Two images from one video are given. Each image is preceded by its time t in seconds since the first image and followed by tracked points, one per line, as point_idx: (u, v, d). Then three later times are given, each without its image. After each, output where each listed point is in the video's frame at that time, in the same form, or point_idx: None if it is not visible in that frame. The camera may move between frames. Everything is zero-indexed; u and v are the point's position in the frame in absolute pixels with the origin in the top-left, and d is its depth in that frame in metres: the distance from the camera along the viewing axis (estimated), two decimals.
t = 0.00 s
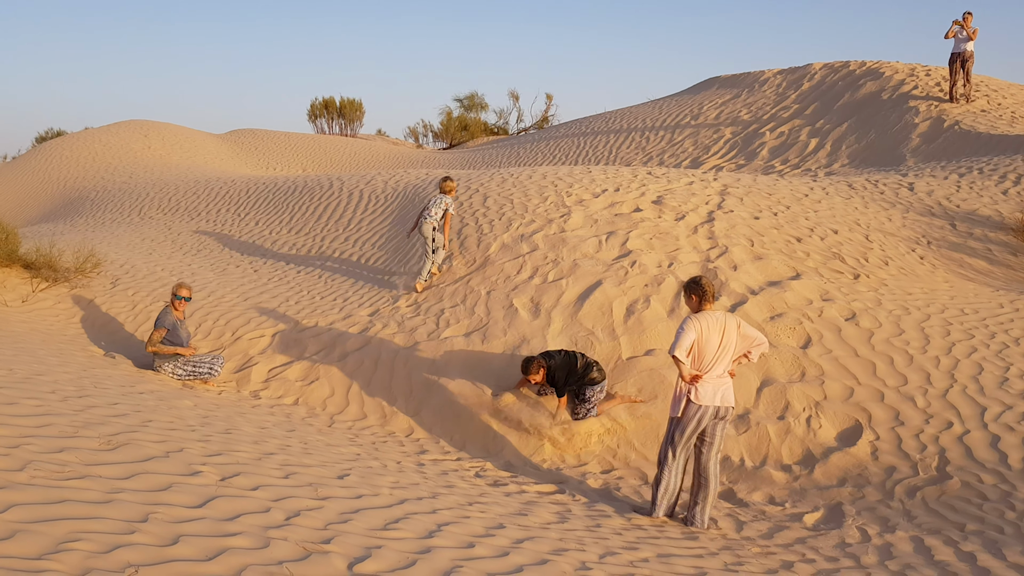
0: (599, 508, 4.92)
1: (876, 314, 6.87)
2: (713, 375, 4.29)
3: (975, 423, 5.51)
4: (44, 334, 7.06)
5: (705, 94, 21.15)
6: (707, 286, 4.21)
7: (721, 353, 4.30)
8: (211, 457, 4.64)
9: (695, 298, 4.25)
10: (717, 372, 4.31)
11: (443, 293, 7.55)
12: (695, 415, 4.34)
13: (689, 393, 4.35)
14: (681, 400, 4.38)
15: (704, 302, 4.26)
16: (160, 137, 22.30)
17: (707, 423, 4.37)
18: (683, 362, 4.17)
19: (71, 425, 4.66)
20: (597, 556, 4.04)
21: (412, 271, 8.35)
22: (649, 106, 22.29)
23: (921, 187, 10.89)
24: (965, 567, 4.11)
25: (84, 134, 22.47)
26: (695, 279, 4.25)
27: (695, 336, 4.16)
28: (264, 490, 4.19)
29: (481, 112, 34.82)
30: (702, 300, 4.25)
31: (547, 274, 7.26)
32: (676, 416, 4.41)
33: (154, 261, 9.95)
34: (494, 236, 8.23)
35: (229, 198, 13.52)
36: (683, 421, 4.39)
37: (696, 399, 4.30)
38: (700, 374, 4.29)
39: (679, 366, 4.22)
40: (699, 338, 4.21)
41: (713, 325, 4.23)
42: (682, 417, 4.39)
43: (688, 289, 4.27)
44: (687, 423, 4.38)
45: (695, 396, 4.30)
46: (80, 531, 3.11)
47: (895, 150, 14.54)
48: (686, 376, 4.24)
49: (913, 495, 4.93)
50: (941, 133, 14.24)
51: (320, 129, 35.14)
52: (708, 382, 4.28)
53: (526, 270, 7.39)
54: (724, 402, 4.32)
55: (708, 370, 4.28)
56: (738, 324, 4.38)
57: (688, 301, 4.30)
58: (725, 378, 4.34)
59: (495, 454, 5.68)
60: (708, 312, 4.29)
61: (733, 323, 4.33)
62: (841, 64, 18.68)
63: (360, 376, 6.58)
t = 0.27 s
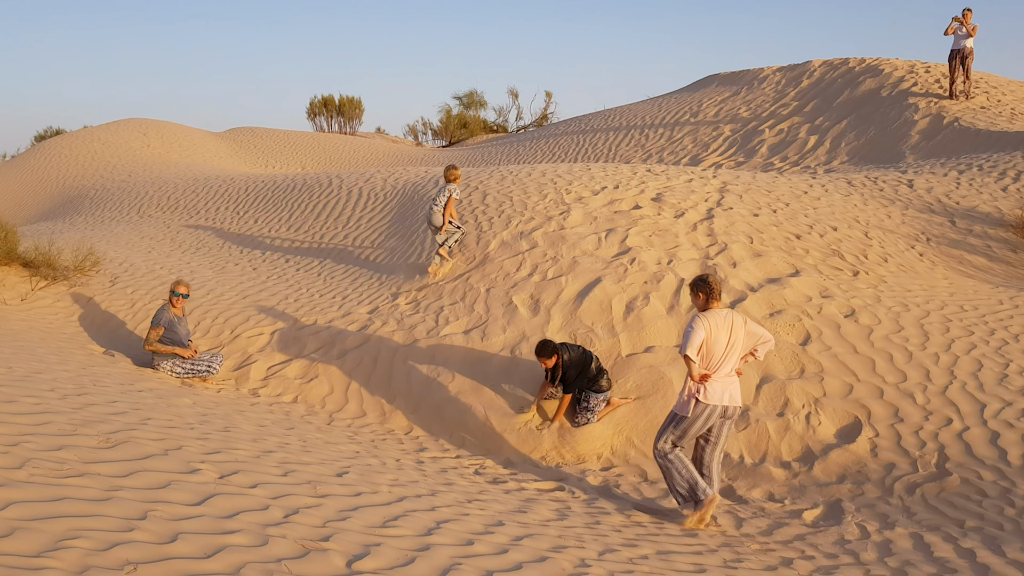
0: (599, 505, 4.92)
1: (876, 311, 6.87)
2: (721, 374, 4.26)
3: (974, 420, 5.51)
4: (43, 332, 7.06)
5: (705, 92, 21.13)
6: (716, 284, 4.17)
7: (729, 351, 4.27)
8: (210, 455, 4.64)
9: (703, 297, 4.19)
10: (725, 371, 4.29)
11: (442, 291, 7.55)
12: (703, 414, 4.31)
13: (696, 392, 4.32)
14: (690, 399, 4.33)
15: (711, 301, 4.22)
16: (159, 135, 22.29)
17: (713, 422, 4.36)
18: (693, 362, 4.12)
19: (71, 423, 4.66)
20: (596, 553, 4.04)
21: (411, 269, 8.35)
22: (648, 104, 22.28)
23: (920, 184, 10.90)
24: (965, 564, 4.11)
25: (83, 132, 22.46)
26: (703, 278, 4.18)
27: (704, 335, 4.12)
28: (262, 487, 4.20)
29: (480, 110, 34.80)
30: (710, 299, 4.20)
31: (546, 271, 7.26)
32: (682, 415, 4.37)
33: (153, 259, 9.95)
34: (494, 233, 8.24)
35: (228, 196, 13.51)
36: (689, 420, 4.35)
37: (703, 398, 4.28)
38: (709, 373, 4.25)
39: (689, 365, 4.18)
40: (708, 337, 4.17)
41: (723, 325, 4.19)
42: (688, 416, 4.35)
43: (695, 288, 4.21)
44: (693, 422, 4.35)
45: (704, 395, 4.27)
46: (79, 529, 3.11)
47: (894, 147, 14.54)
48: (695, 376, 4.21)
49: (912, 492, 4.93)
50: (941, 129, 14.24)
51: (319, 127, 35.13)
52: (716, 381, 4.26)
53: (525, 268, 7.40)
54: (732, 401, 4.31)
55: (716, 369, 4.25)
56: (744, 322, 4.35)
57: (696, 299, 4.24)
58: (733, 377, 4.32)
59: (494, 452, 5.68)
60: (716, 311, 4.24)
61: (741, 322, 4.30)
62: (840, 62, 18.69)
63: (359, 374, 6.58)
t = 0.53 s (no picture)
0: (596, 505, 4.91)
1: (872, 309, 6.88)
2: (728, 378, 4.19)
3: (971, 418, 5.51)
4: (39, 333, 7.04)
5: (701, 91, 21.15)
6: (729, 286, 4.09)
7: (738, 354, 4.20)
8: (207, 456, 4.63)
9: (714, 299, 4.11)
10: (733, 375, 4.22)
11: (439, 291, 7.54)
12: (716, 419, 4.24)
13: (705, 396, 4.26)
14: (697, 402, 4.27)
15: (721, 304, 4.14)
16: (156, 136, 22.27)
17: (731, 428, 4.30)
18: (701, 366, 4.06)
19: (67, 424, 4.65)
20: (594, 553, 4.04)
21: (408, 268, 8.34)
22: (645, 103, 22.29)
23: (917, 182, 10.90)
24: (962, 562, 4.11)
25: (79, 133, 22.42)
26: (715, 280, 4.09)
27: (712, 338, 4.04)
28: (260, 488, 4.19)
29: (477, 109, 34.77)
30: (721, 302, 4.11)
31: (543, 270, 7.25)
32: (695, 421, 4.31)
33: (149, 259, 9.93)
34: (490, 233, 8.23)
35: (224, 196, 13.49)
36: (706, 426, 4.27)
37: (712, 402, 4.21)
38: (716, 377, 4.18)
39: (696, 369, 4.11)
40: (716, 341, 4.09)
41: (732, 328, 4.11)
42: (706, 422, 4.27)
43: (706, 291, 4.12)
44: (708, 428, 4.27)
45: (711, 399, 4.20)
46: (75, 531, 3.10)
47: (891, 146, 14.55)
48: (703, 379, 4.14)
49: (909, 490, 4.93)
50: (937, 128, 14.25)
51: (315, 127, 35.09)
52: (726, 384, 4.19)
53: (522, 267, 7.40)
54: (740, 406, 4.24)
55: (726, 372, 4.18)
56: (755, 326, 4.27)
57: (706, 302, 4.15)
58: (741, 380, 4.25)
59: (491, 451, 5.68)
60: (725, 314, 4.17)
61: (752, 325, 4.22)
62: (836, 60, 18.71)
63: (356, 373, 6.56)
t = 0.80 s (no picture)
0: (585, 503, 4.91)
1: (859, 307, 6.91)
2: (740, 378, 4.13)
3: (958, 415, 5.54)
4: (24, 334, 6.98)
5: (688, 90, 21.21)
6: (728, 284, 4.05)
7: (745, 352, 4.15)
8: (195, 457, 4.60)
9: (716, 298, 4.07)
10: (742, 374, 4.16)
11: (428, 290, 7.53)
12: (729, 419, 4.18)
13: (716, 397, 4.18)
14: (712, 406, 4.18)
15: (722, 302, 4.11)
16: (143, 136, 22.13)
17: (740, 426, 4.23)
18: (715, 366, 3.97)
19: (52, 426, 4.61)
20: (583, 551, 4.03)
21: (396, 267, 8.32)
22: (632, 102, 22.33)
23: (903, 181, 10.97)
24: (949, 558, 4.13)
25: (64, 133, 22.24)
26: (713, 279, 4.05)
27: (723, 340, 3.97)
28: (248, 489, 4.16)
29: (464, 109, 34.72)
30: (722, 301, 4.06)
31: (531, 269, 7.25)
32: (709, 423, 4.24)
33: (135, 260, 9.87)
34: (479, 232, 8.22)
35: (211, 196, 13.43)
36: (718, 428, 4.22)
37: (725, 403, 4.14)
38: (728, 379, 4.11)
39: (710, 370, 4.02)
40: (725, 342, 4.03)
41: (738, 325, 4.06)
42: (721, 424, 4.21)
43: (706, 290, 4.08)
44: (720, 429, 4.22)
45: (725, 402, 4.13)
46: (62, 533, 3.07)
47: (877, 144, 14.63)
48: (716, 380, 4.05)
49: (897, 487, 4.95)
50: (923, 127, 14.34)
51: (302, 127, 34.97)
52: (737, 384, 4.12)
53: (511, 266, 7.39)
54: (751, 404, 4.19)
55: (737, 372, 4.12)
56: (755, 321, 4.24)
57: (707, 302, 4.11)
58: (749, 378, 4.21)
59: (481, 451, 5.67)
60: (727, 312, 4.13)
61: (754, 322, 4.19)
62: (823, 60, 18.81)
63: (344, 373, 6.54)
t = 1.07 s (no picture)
0: (573, 504, 4.90)
1: (844, 308, 6.94)
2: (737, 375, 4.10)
3: (942, 415, 5.57)
4: (7, 336, 6.91)
5: (675, 91, 21.28)
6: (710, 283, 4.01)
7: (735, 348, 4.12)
8: (181, 459, 4.57)
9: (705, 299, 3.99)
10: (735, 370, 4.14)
11: (415, 291, 7.52)
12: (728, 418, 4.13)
13: (716, 398, 4.10)
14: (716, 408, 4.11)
15: (711, 300, 4.04)
16: (129, 137, 21.98)
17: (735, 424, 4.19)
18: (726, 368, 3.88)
19: (36, 429, 4.57)
20: (571, 552, 4.03)
21: (382, 269, 8.29)
22: (619, 103, 22.39)
23: (887, 182, 11.04)
24: (935, 557, 4.15)
25: (49, 133, 22.05)
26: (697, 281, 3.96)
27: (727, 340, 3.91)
28: (234, 491, 4.14)
29: (451, 109, 34.69)
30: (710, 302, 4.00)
31: (519, 270, 7.25)
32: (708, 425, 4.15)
33: (120, 261, 9.80)
34: (466, 233, 8.22)
35: (197, 197, 13.36)
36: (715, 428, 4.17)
37: (725, 402, 4.08)
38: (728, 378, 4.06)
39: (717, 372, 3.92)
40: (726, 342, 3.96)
41: (736, 323, 4.01)
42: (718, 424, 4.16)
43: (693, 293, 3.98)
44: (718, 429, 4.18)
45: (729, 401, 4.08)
46: (47, 536, 3.04)
47: (862, 146, 14.71)
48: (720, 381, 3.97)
49: (883, 487, 4.97)
50: (907, 128, 14.44)
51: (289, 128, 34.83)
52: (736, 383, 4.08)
53: (498, 268, 7.39)
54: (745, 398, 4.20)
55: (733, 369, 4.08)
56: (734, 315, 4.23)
57: (696, 304, 4.01)
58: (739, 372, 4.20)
59: (468, 452, 5.66)
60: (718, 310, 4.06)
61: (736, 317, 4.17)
62: (808, 61, 18.93)
63: (332, 375, 6.51)
